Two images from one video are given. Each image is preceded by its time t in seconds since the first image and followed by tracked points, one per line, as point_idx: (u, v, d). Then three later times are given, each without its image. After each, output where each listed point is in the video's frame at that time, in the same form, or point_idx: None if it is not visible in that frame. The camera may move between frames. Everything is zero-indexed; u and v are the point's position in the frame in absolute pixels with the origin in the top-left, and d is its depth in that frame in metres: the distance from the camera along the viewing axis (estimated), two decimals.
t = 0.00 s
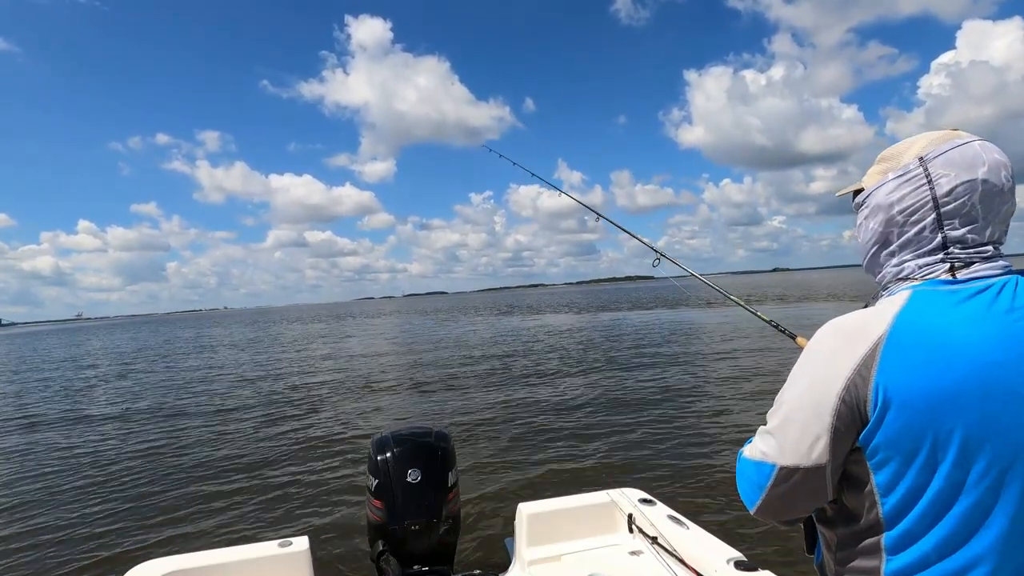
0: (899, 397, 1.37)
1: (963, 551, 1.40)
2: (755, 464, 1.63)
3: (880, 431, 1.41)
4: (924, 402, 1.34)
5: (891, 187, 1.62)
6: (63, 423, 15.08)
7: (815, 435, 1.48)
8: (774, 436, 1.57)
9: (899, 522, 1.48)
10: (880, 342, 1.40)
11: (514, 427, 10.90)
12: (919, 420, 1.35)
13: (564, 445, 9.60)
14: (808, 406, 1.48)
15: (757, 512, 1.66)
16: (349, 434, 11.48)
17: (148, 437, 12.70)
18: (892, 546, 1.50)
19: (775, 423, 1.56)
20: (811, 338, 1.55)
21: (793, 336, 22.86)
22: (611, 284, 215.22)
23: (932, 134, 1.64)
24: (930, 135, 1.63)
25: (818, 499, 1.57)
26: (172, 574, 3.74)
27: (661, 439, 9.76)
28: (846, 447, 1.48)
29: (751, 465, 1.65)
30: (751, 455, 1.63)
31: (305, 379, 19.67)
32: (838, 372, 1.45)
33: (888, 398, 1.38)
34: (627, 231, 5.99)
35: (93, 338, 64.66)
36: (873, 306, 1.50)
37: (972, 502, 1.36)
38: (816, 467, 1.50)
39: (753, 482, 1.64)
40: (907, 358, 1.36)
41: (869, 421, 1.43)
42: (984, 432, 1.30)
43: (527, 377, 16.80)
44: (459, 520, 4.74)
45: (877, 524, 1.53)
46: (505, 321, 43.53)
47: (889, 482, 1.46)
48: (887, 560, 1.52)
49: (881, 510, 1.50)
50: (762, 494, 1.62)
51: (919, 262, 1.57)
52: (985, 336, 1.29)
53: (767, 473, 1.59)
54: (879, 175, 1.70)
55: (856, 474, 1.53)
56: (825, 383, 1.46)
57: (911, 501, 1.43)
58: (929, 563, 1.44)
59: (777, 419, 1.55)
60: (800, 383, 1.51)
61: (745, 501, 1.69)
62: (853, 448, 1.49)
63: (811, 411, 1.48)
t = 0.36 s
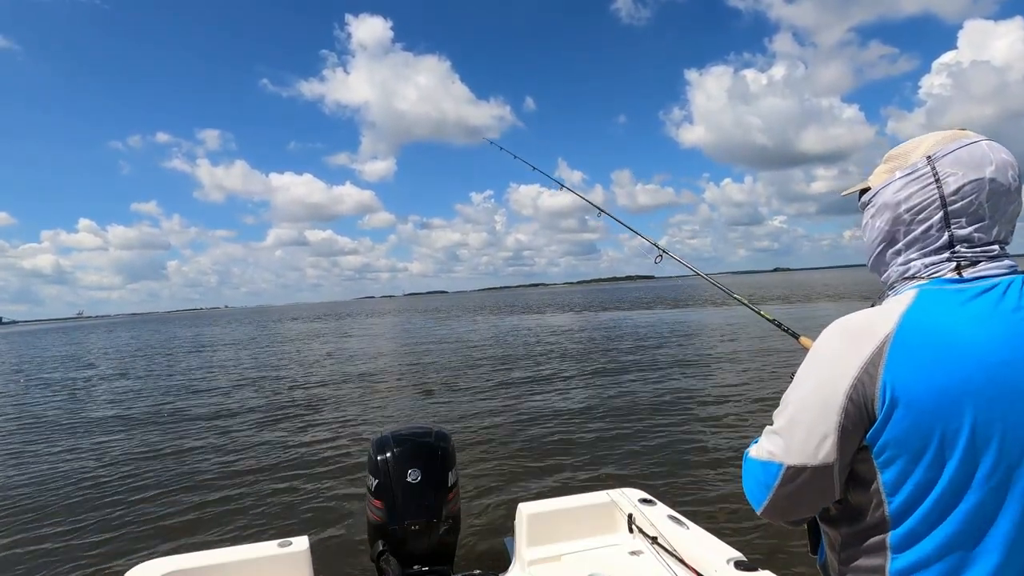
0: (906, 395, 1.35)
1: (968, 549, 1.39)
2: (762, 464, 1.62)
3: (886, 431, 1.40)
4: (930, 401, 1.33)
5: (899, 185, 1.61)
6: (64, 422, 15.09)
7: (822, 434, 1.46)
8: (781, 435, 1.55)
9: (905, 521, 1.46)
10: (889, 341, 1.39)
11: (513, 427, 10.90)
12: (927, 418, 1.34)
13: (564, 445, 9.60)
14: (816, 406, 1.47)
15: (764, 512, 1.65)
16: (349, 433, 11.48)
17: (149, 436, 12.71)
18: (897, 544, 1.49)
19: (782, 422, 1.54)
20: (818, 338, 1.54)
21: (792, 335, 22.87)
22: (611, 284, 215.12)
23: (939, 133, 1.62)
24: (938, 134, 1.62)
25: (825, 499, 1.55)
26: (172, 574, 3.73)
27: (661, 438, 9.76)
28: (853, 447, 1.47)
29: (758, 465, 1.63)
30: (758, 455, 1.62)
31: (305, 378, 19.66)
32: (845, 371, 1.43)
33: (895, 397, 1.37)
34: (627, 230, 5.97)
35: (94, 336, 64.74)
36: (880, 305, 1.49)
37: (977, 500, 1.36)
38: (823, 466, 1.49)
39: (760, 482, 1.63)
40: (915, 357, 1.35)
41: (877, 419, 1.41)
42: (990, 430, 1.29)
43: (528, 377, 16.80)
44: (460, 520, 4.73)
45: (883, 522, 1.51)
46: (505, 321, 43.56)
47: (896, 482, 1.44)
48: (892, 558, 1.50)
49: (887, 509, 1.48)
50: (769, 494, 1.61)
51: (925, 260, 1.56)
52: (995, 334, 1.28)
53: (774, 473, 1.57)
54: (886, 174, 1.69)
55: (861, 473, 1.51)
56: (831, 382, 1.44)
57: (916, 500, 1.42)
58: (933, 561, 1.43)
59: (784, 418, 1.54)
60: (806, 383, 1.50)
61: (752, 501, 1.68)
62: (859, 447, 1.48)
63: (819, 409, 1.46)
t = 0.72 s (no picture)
0: (903, 394, 1.35)
1: (966, 548, 1.39)
2: (762, 465, 1.61)
3: (884, 430, 1.40)
4: (928, 400, 1.33)
5: (895, 186, 1.61)
6: (65, 422, 15.13)
7: (822, 433, 1.46)
8: (780, 435, 1.55)
9: (903, 519, 1.46)
10: (887, 341, 1.38)
11: (514, 427, 10.89)
12: (925, 418, 1.34)
13: (564, 445, 9.59)
14: (814, 406, 1.46)
15: (763, 512, 1.64)
16: (349, 434, 11.48)
17: (150, 436, 12.74)
18: (895, 542, 1.48)
19: (781, 421, 1.54)
20: (816, 338, 1.53)
21: (793, 336, 22.83)
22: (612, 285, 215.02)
23: (935, 134, 1.62)
24: (934, 135, 1.62)
25: (824, 498, 1.55)
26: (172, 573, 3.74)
27: (661, 439, 9.75)
28: (852, 446, 1.46)
29: (757, 465, 1.63)
30: (757, 455, 1.62)
31: (305, 379, 19.67)
32: (842, 372, 1.43)
33: (893, 396, 1.37)
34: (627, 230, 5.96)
35: (96, 337, 64.94)
36: (877, 305, 1.49)
37: (975, 497, 1.35)
38: (823, 465, 1.48)
39: (760, 482, 1.62)
40: (911, 357, 1.35)
41: (875, 419, 1.41)
42: (988, 428, 1.29)
43: (529, 377, 16.82)
44: (459, 520, 4.73)
45: (881, 520, 1.50)
46: (506, 322, 43.62)
47: (894, 481, 1.43)
48: (890, 555, 1.50)
49: (885, 507, 1.48)
50: (769, 495, 1.60)
51: (922, 261, 1.56)
52: (992, 333, 1.28)
53: (773, 473, 1.57)
54: (882, 175, 1.69)
55: (860, 472, 1.51)
56: (829, 382, 1.44)
57: (914, 499, 1.42)
58: (931, 559, 1.42)
59: (783, 418, 1.54)
60: (803, 383, 1.49)
61: (752, 501, 1.67)
62: (859, 447, 1.47)
63: (817, 409, 1.46)
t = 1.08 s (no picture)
0: (900, 393, 1.35)
1: (964, 548, 1.39)
2: (759, 465, 1.62)
3: (881, 430, 1.40)
4: (925, 399, 1.33)
5: (890, 187, 1.61)
6: (67, 422, 15.16)
7: (819, 433, 1.46)
8: (778, 436, 1.55)
9: (899, 519, 1.46)
10: (882, 341, 1.39)
11: (514, 428, 10.90)
12: (921, 417, 1.34)
13: (564, 446, 9.59)
14: (811, 406, 1.46)
15: (762, 513, 1.64)
16: (349, 434, 11.48)
17: (152, 437, 12.76)
18: (893, 542, 1.48)
19: (778, 422, 1.55)
20: (812, 338, 1.54)
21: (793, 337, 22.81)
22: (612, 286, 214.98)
23: (927, 135, 1.63)
24: (927, 136, 1.63)
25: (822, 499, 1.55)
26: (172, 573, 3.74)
27: (661, 440, 9.74)
28: (850, 447, 1.46)
29: (756, 466, 1.63)
30: (755, 455, 1.62)
31: (305, 380, 19.66)
32: (840, 372, 1.43)
33: (889, 395, 1.37)
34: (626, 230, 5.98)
35: (99, 338, 65.19)
36: (873, 305, 1.49)
37: (973, 498, 1.35)
38: (820, 466, 1.48)
39: (758, 483, 1.62)
40: (908, 357, 1.35)
41: (872, 419, 1.41)
42: (983, 427, 1.29)
43: (530, 378, 16.83)
44: (459, 520, 4.72)
45: (880, 521, 1.50)
46: (507, 322, 43.65)
47: (891, 481, 1.44)
48: (888, 556, 1.50)
49: (883, 508, 1.48)
50: (766, 495, 1.60)
51: (917, 260, 1.56)
52: (985, 332, 1.28)
53: (771, 473, 1.57)
54: (876, 177, 1.70)
55: (858, 472, 1.51)
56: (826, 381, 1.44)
57: (912, 500, 1.42)
58: (929, 559, 1.42)
59: (780, 419, 1.54)
60: (801, 383, 1.50)
61: (751, 502, 1.67)
62: (857, 448, 1.47)
63: (815, 409, 1.46)
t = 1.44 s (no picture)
0: (902, 395, 1.34)
1: (967, 552, 1.38)
2: (759, 466, 1.61)
3: (883, 432, 1.39)
4: (928, 401, 1.32)
5: (892, 187, 1.60)
6: (67, 422, 15.14)
7: (819, 435, 1.45)
8: (778, 437, 1.54)
9: (900, 522, 1.45)
10: (885, 341, 1.38)
11: (514, 427, 10.89)
12: (924, 419, 1.33)
13: (565, 446, 9.58)
14: (811, 408, 1.45)
15: (761, 514, 1.64)
16: (349, 434, 11.47)
17: (152, 437, 12.75)
18: (894, 546, 1.47)
19: (778, 423, 1.53)
20: (814, 338, 1.53)
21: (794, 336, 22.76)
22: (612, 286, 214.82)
23: (929, 134, 1.62)
24: (929, 136, 1.62)
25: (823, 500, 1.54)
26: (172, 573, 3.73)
27: (662, 439, 9.73)
28: (851, 449, 1.45)
29: (755, 466, 1.63)
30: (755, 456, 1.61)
31: (306, 380, 19.64)
32: (841, 373, 1.42)
33: (892, 397, 1.36)
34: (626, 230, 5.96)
35: (100, 337, 65.14)
36: (875, 305, 1.48)
37: (974, 502, 1.35)
38: (820, 467, 1.47)
39: (758, 484, 1.62)
40: (910, 357, 1.34)
41: (872, 421, 1.40)
42: (986, 431, 1.28)
43: (530, 377, 16.81)
44: (459, 520, 4.72)
45: (880, 523, 1.49)
46: (508, 321, 43.57)
47: (892, 483, 1.43)
48: (889, 559, 1.49)
49: (884, 510, 1.47)
50: (766, 496, 1.60)
51: (920, 261, 1.55)
52: (988, 334, 1.27)
53: (771, 475, 1.56)
54: (878, 177, 1.68)
55: (859, 474, 1.50)
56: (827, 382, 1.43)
57: (914, 502, 1.41)
58: (930, 563, 1.41)
59: (780, 420, 1.53)
60: (802, 383, 1.49)
61: (750, 503, 1.67)
62: (858, 449, 1.46)
63: (816, 410, 1.45)
